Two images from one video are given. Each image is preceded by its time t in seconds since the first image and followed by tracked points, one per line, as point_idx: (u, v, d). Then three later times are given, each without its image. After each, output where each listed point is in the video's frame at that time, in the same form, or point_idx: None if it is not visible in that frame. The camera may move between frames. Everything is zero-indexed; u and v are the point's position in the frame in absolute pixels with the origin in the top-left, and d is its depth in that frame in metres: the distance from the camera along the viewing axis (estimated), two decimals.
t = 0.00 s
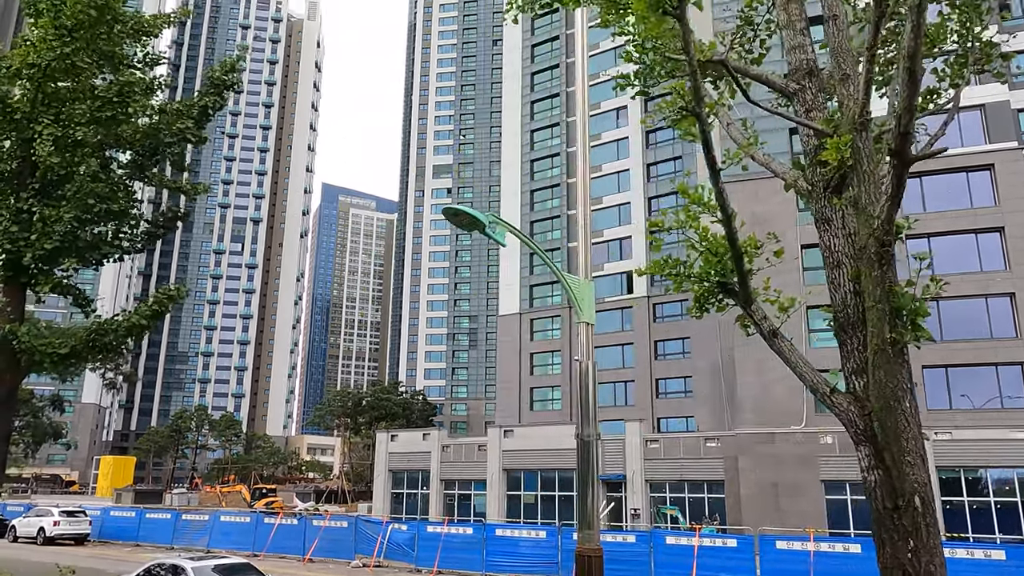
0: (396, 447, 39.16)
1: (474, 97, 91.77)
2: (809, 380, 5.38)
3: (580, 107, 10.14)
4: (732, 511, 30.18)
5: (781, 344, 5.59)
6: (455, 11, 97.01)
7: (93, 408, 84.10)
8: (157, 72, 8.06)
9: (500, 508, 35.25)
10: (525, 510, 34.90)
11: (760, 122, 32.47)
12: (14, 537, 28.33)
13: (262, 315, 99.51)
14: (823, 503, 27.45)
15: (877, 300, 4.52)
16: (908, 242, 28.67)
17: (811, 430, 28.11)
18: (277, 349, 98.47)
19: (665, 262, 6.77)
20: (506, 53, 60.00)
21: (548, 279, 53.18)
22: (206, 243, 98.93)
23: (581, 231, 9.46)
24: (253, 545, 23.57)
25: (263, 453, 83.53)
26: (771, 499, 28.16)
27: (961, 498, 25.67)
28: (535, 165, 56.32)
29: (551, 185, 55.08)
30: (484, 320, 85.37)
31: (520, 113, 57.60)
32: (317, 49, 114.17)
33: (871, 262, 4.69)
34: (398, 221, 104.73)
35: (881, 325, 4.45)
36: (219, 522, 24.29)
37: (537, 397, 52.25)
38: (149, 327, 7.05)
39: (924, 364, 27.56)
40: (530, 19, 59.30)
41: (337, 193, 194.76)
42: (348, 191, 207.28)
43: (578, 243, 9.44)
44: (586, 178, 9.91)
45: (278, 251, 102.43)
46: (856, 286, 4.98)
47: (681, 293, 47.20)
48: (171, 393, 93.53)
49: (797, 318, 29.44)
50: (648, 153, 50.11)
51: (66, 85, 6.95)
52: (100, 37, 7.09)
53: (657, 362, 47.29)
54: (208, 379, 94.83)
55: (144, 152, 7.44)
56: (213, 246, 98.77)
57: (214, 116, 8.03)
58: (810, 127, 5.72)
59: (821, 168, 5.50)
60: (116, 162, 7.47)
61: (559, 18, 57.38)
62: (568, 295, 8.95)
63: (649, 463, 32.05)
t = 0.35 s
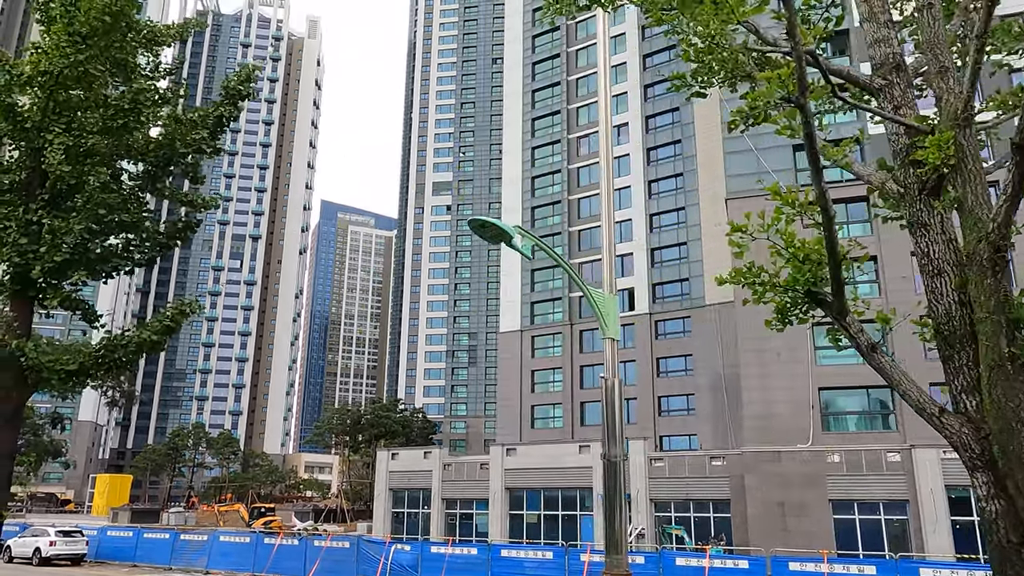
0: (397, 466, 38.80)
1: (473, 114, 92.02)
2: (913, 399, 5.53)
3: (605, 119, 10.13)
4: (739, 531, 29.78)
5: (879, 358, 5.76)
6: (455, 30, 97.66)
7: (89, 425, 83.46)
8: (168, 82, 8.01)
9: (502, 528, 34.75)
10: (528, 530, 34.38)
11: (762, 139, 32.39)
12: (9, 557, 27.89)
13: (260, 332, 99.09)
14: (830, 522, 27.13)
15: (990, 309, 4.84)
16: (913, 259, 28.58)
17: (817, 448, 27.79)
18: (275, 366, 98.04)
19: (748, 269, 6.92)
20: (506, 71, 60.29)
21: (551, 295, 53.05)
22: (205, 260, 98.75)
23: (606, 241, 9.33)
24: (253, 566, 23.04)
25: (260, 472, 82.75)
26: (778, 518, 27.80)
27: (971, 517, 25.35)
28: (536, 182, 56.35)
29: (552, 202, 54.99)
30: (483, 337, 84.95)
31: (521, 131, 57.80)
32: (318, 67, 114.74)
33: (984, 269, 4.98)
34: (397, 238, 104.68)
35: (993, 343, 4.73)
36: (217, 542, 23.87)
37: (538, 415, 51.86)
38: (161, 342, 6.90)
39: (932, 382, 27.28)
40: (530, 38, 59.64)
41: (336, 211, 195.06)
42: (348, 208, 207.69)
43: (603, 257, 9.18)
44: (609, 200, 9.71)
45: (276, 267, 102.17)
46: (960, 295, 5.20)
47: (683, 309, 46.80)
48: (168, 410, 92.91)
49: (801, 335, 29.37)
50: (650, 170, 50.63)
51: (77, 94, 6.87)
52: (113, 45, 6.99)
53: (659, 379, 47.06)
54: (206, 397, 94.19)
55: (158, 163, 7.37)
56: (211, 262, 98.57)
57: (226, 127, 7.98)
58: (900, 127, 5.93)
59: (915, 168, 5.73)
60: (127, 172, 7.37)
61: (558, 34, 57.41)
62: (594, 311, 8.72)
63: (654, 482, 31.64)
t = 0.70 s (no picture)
0: (398, 478, 38.52)
1: (473, 126, 92.19)
2: None
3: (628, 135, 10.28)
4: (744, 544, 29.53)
5: (995, 355, 5.88)
6: (455, 43, 98.27)
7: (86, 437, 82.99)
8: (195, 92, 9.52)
9: (505, 540, 34.45)
10: (531, 543, 33.96)
11: (765, 149, 32.32)
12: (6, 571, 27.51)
13: (258, 343, 98.75)
14: (837, 535, 26.93)
15: None
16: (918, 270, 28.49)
17: (824, 459, 27.67)
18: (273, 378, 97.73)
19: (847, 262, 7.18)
20: (506, 83, 60.52)
21: (552, 306, 52.84)
22: (203, 271, 98.54)
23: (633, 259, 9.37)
24: None
25: (258, 484, 82.18)
26: (785, 530, 27.59)
27: (979, 530, 24.96)
28: (537, 194, 56.27)
29: (552, 213, 54.93)
30: (482, 348, 84.62)
31: (522, 142, 57.94)
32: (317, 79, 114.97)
33: None
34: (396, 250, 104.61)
35: None
36: (218, 555, 23.13)
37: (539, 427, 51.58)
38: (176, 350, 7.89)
39: (938, 393, 27.16)
40: (531, 50, 59.86)
41: (334, 223, 194.92)
42: (345, 220, 207.70)
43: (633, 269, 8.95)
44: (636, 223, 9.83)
45: (275, 278, 101.92)
46: None
47: (685, 320, 46.59)
48: (165, 422, 92.43)
49: (807, 345, 29.19)
50: (650, 181, 50.88)
51: (96, 95, 8.10)
52: (131, 48, 8.34)
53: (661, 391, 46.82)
54: (203, 409, 93.78)
55: (176, 166, 8.67)
56: (210, 273, 98.38)
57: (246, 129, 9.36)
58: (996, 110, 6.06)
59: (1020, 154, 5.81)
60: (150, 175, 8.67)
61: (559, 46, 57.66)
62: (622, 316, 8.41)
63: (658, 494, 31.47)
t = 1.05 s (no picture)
0: (399, 484, 38.30)
1: (472, 130, 92.15)
2: None
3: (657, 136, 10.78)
4: (748, 550, 29.33)
5: None
6: (454, 48, 98.38)
7: (83, 443, 82.58)
8: (214, 88, 10.15)
9: (506, 547, 34.24)
10: (532, 550, 33.78)
11: (769, 153, 32.28)
12: None
13: (256, 348, 98.40)
14: (842, 541, 26.77)
15: None
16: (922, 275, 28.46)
17: (828, 465, 27.56)
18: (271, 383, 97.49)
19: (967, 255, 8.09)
20: (506, 88, 60.50)
21: (552, 311, 52.62)
22: (201, 276, 98.24)
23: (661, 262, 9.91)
24: None
25: (256, 489, 81.82)
26: (790, 536, 27.35)
27: (986, 536, 25.02)
28: (537, 198, 56.13)
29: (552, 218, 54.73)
30: (481, 353, 84.33)
31: (522, 146, 57.90)
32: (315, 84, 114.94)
33: None
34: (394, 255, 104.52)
35: None
36: (219, 562, 22.87)
37: (539, 432, 51.37)
38: (191, 355, 8.82)
39: (943, 399, 27.05)
40: (531, 55, 59.81)
41: (332, 227, 194.61)
42: (342, 225, 207.53)
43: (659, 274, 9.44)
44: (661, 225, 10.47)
45: (272, 283, 101.68)
46: None
47: (686, 325, 46.13)
48: (161, 427, 91.99)
49: (812, 350, 29.07)
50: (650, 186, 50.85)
51: (115, 93, 8.80)
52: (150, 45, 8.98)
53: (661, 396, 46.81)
54: (200, 414, 93.41)
55: (196, 165, 9.42)
56: (207, 278, 98.07)
57: (265, 129, 10.16)
58: None
59: None
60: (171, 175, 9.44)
61: (559, 51, 57.67)
62: (653, 318, 8.41)
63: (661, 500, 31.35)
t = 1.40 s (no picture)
0: (396, 485, 38.04)
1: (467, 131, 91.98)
2: None
3: (678, 109, 10.69)
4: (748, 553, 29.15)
5: None
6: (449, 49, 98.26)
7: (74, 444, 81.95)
8: (227, 76, 10.09)
9: (503, 549, 33.98)
10: (530, 552, 33.60)
11: (769, 154, 32.14)
12: None
13: (249, 349, 97.84)
14: (842, 543, 26.72)
15: None
16: (922, 276, 28.51)
17: (828, 467, 27.48)
18: (264, 384, 97.04)
19: None
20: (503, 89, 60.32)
21: (548, 312, 52.36)
22: (194, 276, 97.67)
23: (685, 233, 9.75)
24: None
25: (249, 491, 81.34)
26: (790, 539, 27.19)
27: (986, 538, 25.23)
28: (534, 200, 56.03)
29: (549, 219, 54.53)
30: (476, 354, 84.09)
31: (518, 147, 57.73)
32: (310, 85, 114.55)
33: None
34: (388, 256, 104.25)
35: None
36: (215, 563, 22.59)
37: (536, 433, 50.92)
38: (204, 348, 8.78)
39: (944, 401, 26.99)
40: (527, 56, 59.43)
41: (325, 229, 194.12)
42: (336, 226, 207.14)
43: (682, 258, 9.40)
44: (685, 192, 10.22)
45: (266, 284, 101.27)
46: None
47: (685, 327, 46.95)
48: (153, 429, 91.35)
49: (812, 352, 28.91)
50: (648, 187, 50.89)
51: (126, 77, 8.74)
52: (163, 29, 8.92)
53: (659, 398, 47.02)
54: (193, 415, 92.82)
55: (211, 152, 9.35)
56: (200, 279, 97.49)
57: (280, 118, 10.10)
58: None
59: None
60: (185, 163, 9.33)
61: (556, 52, 57.48)
62: (679, 314, 8.36)
63: (660, 502, 31.43)
